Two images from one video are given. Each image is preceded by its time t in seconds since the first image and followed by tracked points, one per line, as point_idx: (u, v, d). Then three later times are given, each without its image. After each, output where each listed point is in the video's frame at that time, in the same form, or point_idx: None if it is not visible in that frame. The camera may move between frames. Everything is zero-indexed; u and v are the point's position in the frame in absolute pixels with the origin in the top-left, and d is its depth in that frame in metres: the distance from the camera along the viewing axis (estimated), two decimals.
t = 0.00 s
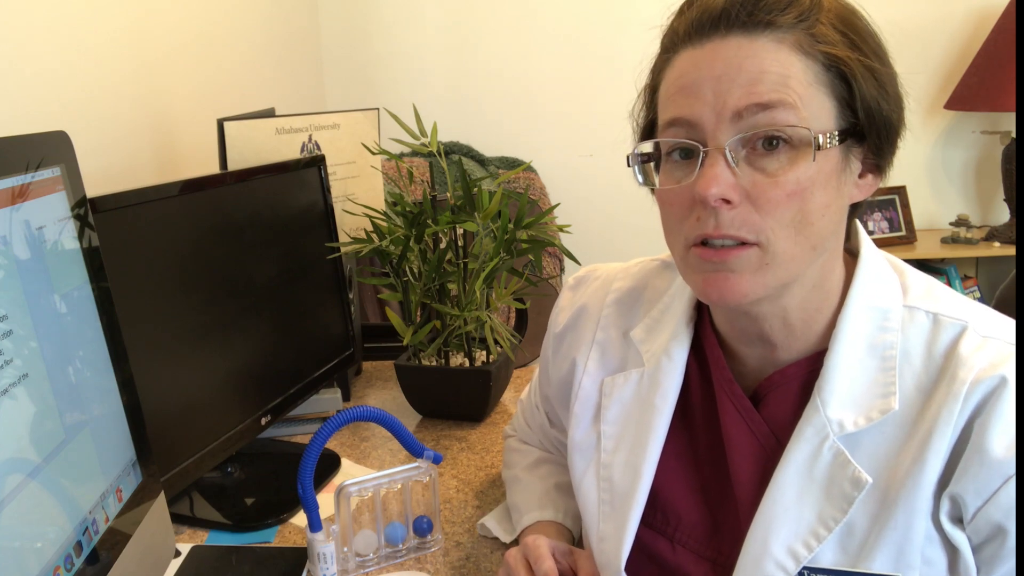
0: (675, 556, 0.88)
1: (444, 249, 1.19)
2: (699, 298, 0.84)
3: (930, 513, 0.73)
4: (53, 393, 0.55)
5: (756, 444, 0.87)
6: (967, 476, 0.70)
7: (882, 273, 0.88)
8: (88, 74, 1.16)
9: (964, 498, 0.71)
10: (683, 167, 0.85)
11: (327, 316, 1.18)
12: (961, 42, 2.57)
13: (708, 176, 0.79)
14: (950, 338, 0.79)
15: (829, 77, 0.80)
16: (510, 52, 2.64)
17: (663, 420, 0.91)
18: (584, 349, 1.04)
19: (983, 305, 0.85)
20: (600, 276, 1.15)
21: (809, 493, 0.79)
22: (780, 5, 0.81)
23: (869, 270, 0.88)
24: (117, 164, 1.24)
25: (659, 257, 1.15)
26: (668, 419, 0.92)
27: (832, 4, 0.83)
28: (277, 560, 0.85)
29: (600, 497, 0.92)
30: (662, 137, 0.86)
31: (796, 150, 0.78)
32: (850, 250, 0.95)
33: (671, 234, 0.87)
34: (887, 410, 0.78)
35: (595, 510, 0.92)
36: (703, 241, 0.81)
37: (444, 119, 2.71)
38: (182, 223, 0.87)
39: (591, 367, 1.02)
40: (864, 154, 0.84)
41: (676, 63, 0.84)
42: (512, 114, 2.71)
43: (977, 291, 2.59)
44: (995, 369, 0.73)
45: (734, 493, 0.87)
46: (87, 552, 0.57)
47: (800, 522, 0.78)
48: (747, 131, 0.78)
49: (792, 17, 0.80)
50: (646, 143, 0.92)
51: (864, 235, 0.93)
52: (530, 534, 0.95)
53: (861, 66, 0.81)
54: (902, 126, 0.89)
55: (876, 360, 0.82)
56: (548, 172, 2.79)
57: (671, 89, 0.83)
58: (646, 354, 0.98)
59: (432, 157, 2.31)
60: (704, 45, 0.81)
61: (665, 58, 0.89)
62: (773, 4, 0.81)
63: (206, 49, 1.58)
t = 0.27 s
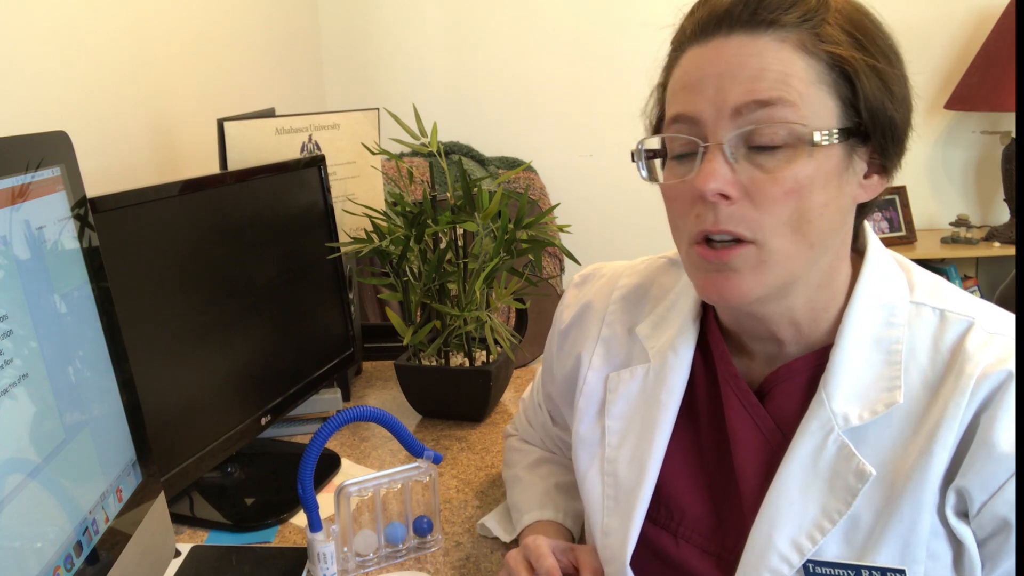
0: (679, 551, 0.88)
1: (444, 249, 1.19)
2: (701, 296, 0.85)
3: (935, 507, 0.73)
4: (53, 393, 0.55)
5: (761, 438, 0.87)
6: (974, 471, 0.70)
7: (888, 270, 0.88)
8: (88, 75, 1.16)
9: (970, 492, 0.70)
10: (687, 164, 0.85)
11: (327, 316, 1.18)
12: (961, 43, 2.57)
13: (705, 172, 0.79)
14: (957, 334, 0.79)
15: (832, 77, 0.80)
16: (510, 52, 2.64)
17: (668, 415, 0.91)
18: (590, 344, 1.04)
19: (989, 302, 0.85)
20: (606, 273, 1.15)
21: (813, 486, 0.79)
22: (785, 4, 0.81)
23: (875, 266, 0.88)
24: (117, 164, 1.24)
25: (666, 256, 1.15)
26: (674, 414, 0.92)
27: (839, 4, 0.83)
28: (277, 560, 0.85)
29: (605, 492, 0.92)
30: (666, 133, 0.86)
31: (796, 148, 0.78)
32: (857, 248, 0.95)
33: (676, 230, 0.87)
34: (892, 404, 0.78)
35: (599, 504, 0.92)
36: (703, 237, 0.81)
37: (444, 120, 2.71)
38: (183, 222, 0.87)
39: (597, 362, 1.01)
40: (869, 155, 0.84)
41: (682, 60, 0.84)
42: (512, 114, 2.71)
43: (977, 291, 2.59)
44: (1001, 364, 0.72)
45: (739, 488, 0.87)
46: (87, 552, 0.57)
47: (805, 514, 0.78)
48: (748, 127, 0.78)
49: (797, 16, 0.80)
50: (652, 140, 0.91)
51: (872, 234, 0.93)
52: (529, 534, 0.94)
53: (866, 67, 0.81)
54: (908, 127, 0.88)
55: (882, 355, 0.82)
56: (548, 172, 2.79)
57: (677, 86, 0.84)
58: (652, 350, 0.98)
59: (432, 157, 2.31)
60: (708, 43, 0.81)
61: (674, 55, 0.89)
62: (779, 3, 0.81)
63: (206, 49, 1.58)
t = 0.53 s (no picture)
0: (682, 550, 0.88)
1: (444, 249, 1.19)
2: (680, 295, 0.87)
3: (940, 509, 0.73)
4: (53, 394, 0.55)
5: (766, 439, 0.87)
6: (979, 473, 0.70)
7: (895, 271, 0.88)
8: (88, 74, 1.16)
9: (975, 494, 0.70)
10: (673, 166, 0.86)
11: (327, 316, 1.18)
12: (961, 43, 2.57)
13: (675, 174, 0.81)
14: (963, 337, 0.79)
15: (812, 78, 0.79)
16: (510, 53, 2.64)
17: (673, 414, 0.91)
18: (595, 342, 1.03)
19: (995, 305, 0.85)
20: (611, 273, 1.15)
21: (817, 486, 0.79)
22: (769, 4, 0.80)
23: (881, 268, 0.88)
24: (117, 164, 1.24)
25: (671, 255, 1.15)
26: (679, 413, 0.92)
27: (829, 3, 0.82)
28: (277, 560, 0.85)
29: (609, 490, 0.92)
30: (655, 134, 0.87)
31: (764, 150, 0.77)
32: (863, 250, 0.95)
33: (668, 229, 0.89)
34: (898, 406, 0.78)
35: (603, 503, 0.92)
36: (676, 236, 0.83)
37: (444, 120, 2.71)
38: (183, 222, 0.87)
39: (602, 360, 1.01)
40: (855, 156, 0.83)
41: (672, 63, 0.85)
42: (512, 114, 2.71)
43: (977, 291, 2.59)
44: (1007, 367, 0.73)
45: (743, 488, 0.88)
46: (87, 552, 0.57)
47: (809, 515, 0.78)
48: (716, 131, 0.79)
49: (778, 17, 0.79)
50: (647, 141, 0.94)
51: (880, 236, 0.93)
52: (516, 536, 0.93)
53: (849, 66, 0.79)
54: (904, 126, 0.86)
55: (887, 357, 0.82)
56: (548, 172, 2.79)
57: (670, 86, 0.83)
58: (657, 349, 0.98)
59: (432, 157, 2.31)
60: (693, 45, 0.82)
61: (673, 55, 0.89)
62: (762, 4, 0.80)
63: (206, 49, 1.58)
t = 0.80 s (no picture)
0: (681, 549, 0.88)
1: (444, 249, 1.19)
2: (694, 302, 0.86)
3: (939, 507, 0.73)
4: (53, 394, 0.55)
5: (765, 438, 0.87)
6: (978, 471, 0.70)
7: (892, 269, 0.88)
8: (88, 75, 1.16)
9: (974, 493, 0.70)
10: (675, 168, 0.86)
11: (327, 317, 1.18)
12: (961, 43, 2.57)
13: (691, 178, 0.80)
14: (960, 335, 0.79)
15: (820, 78, 0.79)
16: (510, 53, 2.64)
17: (672, 414, 0.91)
18: (593, 342, 1.04)
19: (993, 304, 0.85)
20: (609, 272, 1.15)
21: (816, 485, 0.79)
22: (774, 6, 0.80)
23: (878, 267, 0.88)
24: (117, 164, 1.24)
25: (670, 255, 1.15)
26: (678, 413, 0.92)
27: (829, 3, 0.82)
28: (277, 560, 0.85)
29: (608, 490, 0.92)
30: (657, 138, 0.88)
31: (780, 152, 0.78)
32: (860, 248, 0.95)
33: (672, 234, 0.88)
34: (896, 405, 0.78)
35: (603, 502, 0.92)
36: (691, 241, 0.83)
37: (444, 120, 2.71)
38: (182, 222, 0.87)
39: (600, 360, 1.01)
40: (861, 155, 0.83)
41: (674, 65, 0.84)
42: (512, 114, 2.71)
43: (977, 291, 2.59)
44: (1005, 365, 0.73)
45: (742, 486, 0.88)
46: (87, 552, 0.57)
47: (808, 514, 0.78)
48: (732, 134, 0.78)
49: (784, 18, 0.79)
50: (649, 144, 0.94)
51: (876, 234, 0.92)
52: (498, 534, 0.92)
53: (855, 65, 0.80)
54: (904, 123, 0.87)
55: (885, 356, 0.82)
56: (548, 172, 2.79)
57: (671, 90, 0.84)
58: (655, 348, 0.98)
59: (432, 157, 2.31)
60: (698, 48, 0.81)
61: (669, 57, 0.89)
62: (767, 5, 0.80)
63: (206, 49, 1.58)
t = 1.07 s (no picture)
0: (680, 550, 0.88)
1: (444, 249, 1.19)
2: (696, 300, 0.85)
3: (937, 509, 0.73)
4: (53, 394, 0.55)
5: (764, 439, 0.87)
6: (977, 473, 0.70)
7: (891, 269, 0.88)
8: (88, 75, 1.16)
9: (973, 494, 0.70)
10: (675, 168, 0.86)
11: (327, 317, 1.18)
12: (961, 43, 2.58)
13: (693, 178, 0.79)
14: (959, 336, 0.79)
15: (820, 77, 0.79)
16: (510, 53, 2.64)
17: (670, 415, 0.91)
18: (591, 344, 1.04)
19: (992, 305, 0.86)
20: (607, 273, 1.15)
21: (815, 487, 0.79)
22: (771, 6, 0.80)
23: (878, 267, 0.87)
24: (117, 164, 1.24)
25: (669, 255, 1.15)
26: (676, 414, 0.92)
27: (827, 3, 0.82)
28: (277, 560, 0.85)
29: (605, 491, 0.92)
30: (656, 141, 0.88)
31: (783, 151, 0.78)
32: (859, 249, 0.95)
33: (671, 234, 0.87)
34: (894, 406, 0.78)
35: (600, 504, 0.92)
36: (692, 239, 0.82)
37: (444, 120, 2.71)
38: (182, 222, 0.87)
39: (597, 362, 1.01)
40: (861, 154, 0.84)
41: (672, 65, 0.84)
42: (512, 114, 2.71)
43: (977, 291, 2.59)
44: (1004, 366, 0.73)
45: (740, 488, 0.88)
46: (87, 552, 0.57)
47: (807, 516, 0.78)
48: (733, 132, 0.78)
49: (782, 18, 0.79)
50: (648, 145, 0.94)
51: (875, 235, 0.92)
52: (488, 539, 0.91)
53: (854, 65, 0.80)
54: (903, 122, 0.87)
55: (884, 357, 0.82)
56: (548, 172, 2.79)
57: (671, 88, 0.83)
58: (653, 350, 0.98)
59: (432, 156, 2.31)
60: (696, 48, 0.81)
61: (666, 58, 0.89)
62: (764, 5, 0.80)
63: (206, 49, 1.58)
